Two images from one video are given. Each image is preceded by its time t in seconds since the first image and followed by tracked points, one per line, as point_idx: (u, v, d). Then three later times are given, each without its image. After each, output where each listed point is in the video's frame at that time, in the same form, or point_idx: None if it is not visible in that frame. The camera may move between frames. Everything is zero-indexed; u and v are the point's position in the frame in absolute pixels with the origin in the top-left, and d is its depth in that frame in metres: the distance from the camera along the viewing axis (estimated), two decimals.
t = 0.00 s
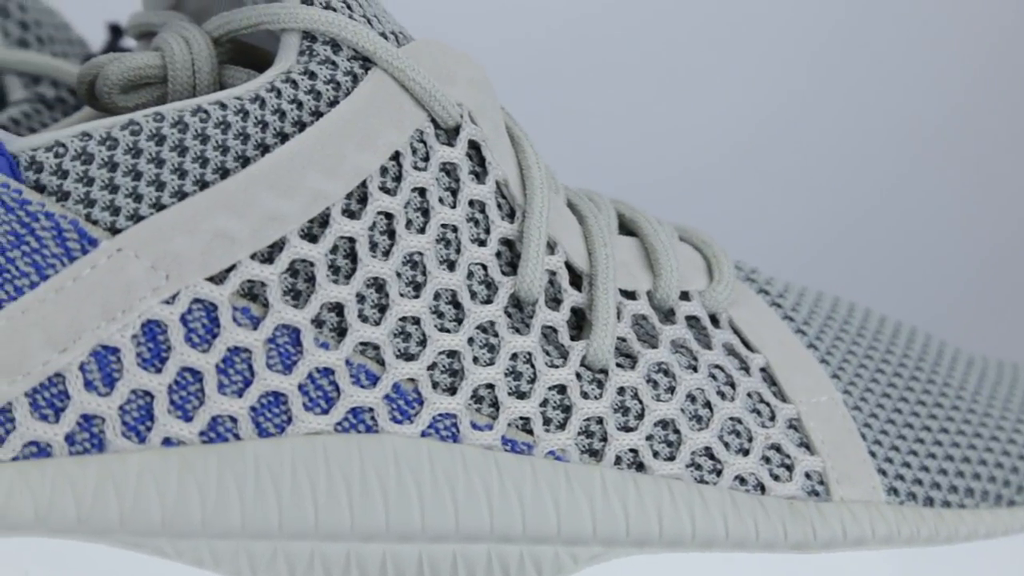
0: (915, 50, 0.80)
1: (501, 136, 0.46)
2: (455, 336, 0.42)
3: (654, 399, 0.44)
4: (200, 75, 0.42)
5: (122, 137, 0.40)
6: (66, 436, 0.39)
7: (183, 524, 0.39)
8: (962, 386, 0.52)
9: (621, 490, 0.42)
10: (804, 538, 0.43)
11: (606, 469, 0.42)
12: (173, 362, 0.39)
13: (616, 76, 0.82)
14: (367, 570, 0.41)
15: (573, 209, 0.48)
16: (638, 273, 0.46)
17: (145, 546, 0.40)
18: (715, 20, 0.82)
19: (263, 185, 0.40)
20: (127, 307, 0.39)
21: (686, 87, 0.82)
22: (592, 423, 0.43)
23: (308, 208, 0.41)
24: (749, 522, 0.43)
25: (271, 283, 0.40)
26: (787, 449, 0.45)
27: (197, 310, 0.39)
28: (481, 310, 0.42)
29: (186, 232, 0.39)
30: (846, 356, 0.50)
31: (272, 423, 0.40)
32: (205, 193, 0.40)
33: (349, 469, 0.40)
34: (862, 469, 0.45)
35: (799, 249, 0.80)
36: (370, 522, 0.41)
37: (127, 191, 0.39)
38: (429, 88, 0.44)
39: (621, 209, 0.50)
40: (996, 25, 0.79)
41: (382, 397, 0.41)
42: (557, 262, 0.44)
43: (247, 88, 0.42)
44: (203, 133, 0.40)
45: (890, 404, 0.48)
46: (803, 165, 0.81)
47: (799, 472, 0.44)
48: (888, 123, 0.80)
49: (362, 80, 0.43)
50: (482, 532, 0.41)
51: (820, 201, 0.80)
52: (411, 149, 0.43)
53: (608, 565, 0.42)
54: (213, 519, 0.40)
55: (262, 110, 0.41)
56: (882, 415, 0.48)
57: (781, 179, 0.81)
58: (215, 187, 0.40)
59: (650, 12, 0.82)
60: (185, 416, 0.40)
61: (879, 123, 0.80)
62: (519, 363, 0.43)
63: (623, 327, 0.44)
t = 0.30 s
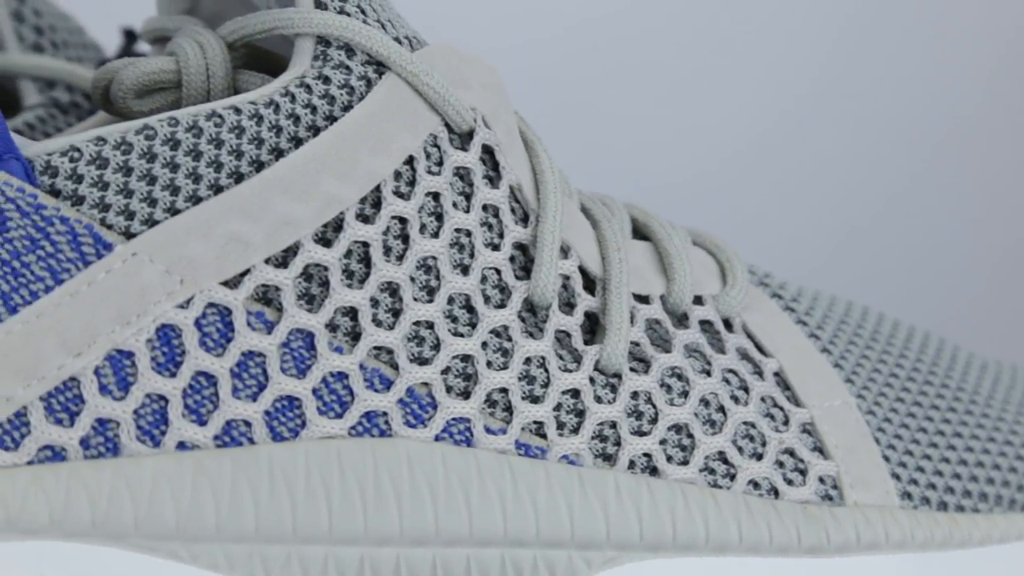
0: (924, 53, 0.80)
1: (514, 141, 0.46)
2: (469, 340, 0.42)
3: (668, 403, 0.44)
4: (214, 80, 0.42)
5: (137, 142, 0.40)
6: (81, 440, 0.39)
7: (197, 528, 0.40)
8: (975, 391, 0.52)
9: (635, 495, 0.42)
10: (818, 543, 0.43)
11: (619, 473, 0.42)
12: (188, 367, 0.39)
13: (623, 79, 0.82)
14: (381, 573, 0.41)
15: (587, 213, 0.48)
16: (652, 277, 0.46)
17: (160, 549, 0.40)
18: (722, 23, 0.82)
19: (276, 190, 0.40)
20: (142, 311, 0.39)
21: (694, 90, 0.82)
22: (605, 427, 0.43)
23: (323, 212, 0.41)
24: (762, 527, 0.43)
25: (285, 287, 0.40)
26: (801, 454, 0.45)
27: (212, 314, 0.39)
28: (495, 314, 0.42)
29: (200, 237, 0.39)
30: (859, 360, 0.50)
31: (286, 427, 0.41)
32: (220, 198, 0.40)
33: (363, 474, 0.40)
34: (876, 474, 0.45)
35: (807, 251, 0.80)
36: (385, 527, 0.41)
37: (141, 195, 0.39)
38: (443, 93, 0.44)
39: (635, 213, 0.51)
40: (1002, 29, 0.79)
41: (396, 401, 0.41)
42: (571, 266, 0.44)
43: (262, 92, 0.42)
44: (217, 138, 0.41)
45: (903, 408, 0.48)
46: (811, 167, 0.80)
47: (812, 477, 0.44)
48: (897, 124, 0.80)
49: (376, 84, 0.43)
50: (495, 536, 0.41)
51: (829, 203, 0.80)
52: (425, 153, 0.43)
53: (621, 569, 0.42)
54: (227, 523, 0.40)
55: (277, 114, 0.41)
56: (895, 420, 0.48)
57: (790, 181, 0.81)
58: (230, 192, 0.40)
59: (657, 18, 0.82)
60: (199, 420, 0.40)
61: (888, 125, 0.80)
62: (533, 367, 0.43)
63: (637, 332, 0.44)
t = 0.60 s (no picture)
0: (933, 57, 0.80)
1: (526, 146, 0.46)
2: (480, 345, 0.42)
3: (679, 407, 0.44)
4: (226, 85, 0.42)
5: (149, 147, 0.40)
6: (94, 445, 0.39)
7: (209, 532, 0.40)
8: (987, 395, 0.52)
9: (646, 499, 0.42)
10: (829, 547, 0.43)
11: (630, 478, 0.42)
12: (200, 371, 0.39)
13: (630, 83, 0.82)
14: None
15: (598, 218, 0.48)
16: (663, 282, 0.46)
17: (173, 554, 0.40)
18: (730, 26, 0.82)
19: (289, 194, 0.40)
20: (155, 316, 0.39)
21: (700, 93, 0.82)
22: (617, 432, 0.43)
23: (335, 217, 0.41)
24: (774, 532, 0.43)
25: (297, 291, 0.40)
26: (812, 459, 0.45)
27: (224, 319, 0.40)
28: (507, 318, 0.43)
29: (213, 241, 0.39)
30: (871, 365, 0.50)
31: (297, 432, 0.41)
32: (232, 202, 0.40)
33: (375, 478, 0.41)
34: (887, 479, 0.45)
35: (814, 253, 0.79)
36: (396, 531, 0.41)
37: (154, 200, 0.40)
38: (455, 98, 0.44)
39: (646, 217, 0.51)
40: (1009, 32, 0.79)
41: (407, 405, 0.41)
42: (582, 271, 0.45)
43: (274, 97, 0.42)
44: (230, 143, 0.41)
45: (915, 413, 0.48)
46: (817, 171, 0.80)
47: (824, 481, 0.44)
48: (905, 129, 0.80)
49: (388, 89, 0.43)
50: (507, 541, 0.41)
51: (836, 206, 0.79)
52: (437, 158, 0.43)
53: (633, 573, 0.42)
54: (240, 526, 0.40)
55: (289, 119, 0.41)
56: (907, 425, 0.48)
57: (797, 185, 0.80)
58: (242, 197, 0.40)
59: (665, 20, 0.82)
60: (211, 425, 0.40)
61: (896, 129, 0.80)
62: (544, 371, 0.43)
63: (648, 336, 0.44)
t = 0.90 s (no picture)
0: (944, 59, 0.80)
1: (537, 151, 0.46)
2: (491, 350, 0.42)
3: (690, 412, 0.44)
4: (238, 90, 0.42)
5: (161, 152, 0.40)
6: (105, 450, 0.39)
7: (221, 536, 0.40)
8: (998, 401, 0.52)
9: (657, 504, 0.42)
10: (840, 552, 0.43)
11: (642, 483, 0.42)
12: (211, 376, 0.39)
13: (640, 85, 0.82)
14: None
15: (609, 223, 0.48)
16: (674, 287, 0.46)
17: (184, 559, 0.40)
18: (739, 31, 0.82)
19: (300, 200, 0.40)
20: (167, 321, 0.39)
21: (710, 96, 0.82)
22: (628, 436, 0.43)
23: (346, 222, 0.41)
24: (785, 537, 0.43)
25: (308, 297, 0.40)
26: (823, 463, 0.45)
27: (235, 324, 0.40)
28: (518, 323, 0.43)
29: (225, 247, 0.39)
30: (881, 370, 0.50)
31: (309, 436, 0.41)
32: (244, 208, 0.40)
33: (386, 483, 0.41)
34: (898, 484, 0.45)
35: (826, 256, 0.78)
36: (407, 536, 0.41)
37: (166, 206, 0.40)
38: (466, 103, 0.44)
39: (657, 222, 0.51)
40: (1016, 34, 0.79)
41: (419, 410, 0.41)
42: (593, 276, 0.45)
43: (286, 103, 0.42)
44: (241, 148, 0.41)
45: (926, 418, 0.48)
46: (821, 172, 0.80)
47: (835, 486, 0.44)
48: (916, 131, 0.80)
49: (399, 94, 0.43)
50: (518, 546, 0.41)
51: (847, 209, 0.79)
52: (448, 163, 0.43)
53: None
54: (251, 531, 0.40)
55: (300, 124, 0.41)
56: (918, 430, 0.47)
57: (807, 187, 0.80)
58: (254, 202, 0.40)
59: (674, 23, 0.82)
60: (223, 430, 0.40)
61: (907, 132, 0.80)
62: (555, 376, 0.43)
63: (659, 341, 0.44)
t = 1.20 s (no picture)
0: (955, 57, 0.79)
1: (548, 157, 0.46)
2: (503, 355, 0.42)
3: (702, 417, 0.44)
4: (249, 95, 0.43)
5: (173, 157, 0.40)
6: (118, 454, 0.39)
7: (233, 541, 0.40)
8: (1010, 406, 0.52)
9: (670, 509, 0.42)
10: (852, 557, 0.43)
11: (653, 488, 0.42)
12: (223, 381, 0.39)
13: (648, 83, 0.82)
14: None
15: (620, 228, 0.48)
16: (686, 292, 0.46)
17: (196, 564, 0.40)
18: (748, 28, 0.81)
19: (312, 205, 0.40)
20: (179, 325, 0.39)
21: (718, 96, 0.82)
22: (640, 441, 0.43)
23: (358, 227, 0.41)
24: (797, 542, 0.43)
25: (320, 302, 0.40)
26: (835, 468, 0.45)
27: (247, 329, 0.40)
28: (530, 328, 0.43)
29: (237, 252, 0.39)
30: (893, 375, 0.50)
31: (321, 441, 0.41)
32: (256, 213, 0.40)
33: (398, 488, 0.41)
34: (910, 489, 0.45)
35: (831, 258, 0.79)
36: (419, 540, 0.41)
37: (178, 211, 0.40)
38: (478, 109, 0.44)
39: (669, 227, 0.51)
40: None
41: (430, 415, 0.41)
42: (605, 281, 0.45)
43: (298, 108, 0.42)
44: (253, 153, 0.41)
45: (938, 423, 0.48)
46: (827, 172, 0.80)
47: (847, 491, 0.44)
48: (925, 130, 0.79)
49: (411, 100, 0.43)
50: (530, 550, 0.41)
51: (855, 211, 0.80)
52: (459, 168, 0.43)
53: None
54: (264, 535, 0.40)
55: (312, 129, 0.41)
56: (930, 435, 0.47)
57: (815, 190, 0.80)
58: (266, 207, 0.40)
59: (682, 21, 0.81)
60: (235, 434, 0.40)
61: (917, 132, 0.80)
62: (567, 381, 0.43)
63: (671, 346, 0.45)
